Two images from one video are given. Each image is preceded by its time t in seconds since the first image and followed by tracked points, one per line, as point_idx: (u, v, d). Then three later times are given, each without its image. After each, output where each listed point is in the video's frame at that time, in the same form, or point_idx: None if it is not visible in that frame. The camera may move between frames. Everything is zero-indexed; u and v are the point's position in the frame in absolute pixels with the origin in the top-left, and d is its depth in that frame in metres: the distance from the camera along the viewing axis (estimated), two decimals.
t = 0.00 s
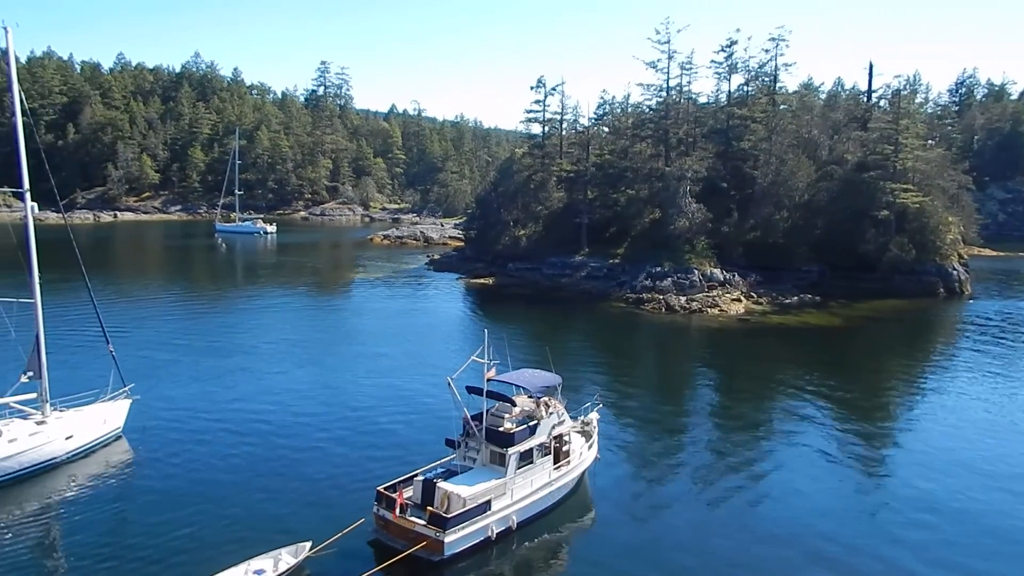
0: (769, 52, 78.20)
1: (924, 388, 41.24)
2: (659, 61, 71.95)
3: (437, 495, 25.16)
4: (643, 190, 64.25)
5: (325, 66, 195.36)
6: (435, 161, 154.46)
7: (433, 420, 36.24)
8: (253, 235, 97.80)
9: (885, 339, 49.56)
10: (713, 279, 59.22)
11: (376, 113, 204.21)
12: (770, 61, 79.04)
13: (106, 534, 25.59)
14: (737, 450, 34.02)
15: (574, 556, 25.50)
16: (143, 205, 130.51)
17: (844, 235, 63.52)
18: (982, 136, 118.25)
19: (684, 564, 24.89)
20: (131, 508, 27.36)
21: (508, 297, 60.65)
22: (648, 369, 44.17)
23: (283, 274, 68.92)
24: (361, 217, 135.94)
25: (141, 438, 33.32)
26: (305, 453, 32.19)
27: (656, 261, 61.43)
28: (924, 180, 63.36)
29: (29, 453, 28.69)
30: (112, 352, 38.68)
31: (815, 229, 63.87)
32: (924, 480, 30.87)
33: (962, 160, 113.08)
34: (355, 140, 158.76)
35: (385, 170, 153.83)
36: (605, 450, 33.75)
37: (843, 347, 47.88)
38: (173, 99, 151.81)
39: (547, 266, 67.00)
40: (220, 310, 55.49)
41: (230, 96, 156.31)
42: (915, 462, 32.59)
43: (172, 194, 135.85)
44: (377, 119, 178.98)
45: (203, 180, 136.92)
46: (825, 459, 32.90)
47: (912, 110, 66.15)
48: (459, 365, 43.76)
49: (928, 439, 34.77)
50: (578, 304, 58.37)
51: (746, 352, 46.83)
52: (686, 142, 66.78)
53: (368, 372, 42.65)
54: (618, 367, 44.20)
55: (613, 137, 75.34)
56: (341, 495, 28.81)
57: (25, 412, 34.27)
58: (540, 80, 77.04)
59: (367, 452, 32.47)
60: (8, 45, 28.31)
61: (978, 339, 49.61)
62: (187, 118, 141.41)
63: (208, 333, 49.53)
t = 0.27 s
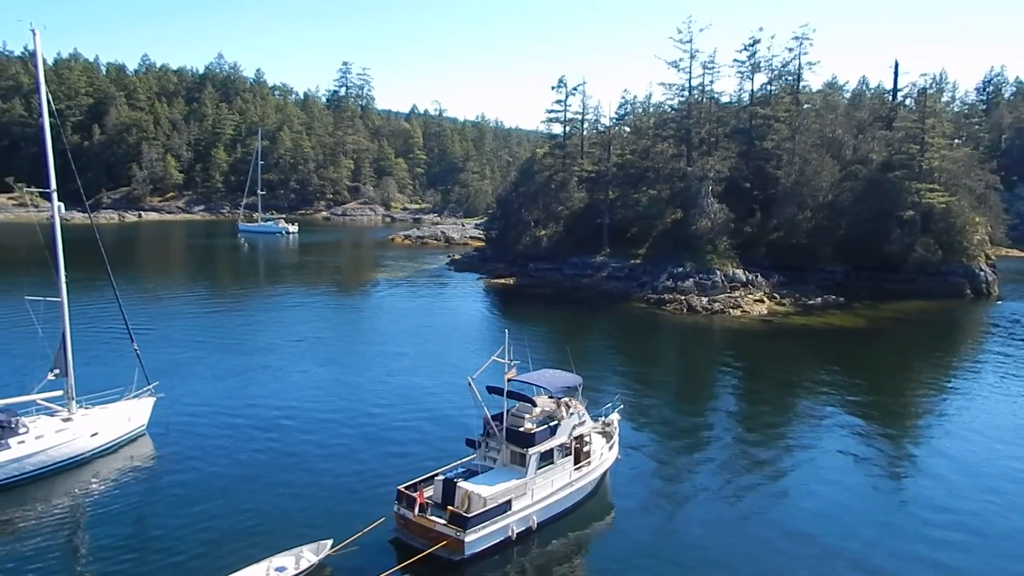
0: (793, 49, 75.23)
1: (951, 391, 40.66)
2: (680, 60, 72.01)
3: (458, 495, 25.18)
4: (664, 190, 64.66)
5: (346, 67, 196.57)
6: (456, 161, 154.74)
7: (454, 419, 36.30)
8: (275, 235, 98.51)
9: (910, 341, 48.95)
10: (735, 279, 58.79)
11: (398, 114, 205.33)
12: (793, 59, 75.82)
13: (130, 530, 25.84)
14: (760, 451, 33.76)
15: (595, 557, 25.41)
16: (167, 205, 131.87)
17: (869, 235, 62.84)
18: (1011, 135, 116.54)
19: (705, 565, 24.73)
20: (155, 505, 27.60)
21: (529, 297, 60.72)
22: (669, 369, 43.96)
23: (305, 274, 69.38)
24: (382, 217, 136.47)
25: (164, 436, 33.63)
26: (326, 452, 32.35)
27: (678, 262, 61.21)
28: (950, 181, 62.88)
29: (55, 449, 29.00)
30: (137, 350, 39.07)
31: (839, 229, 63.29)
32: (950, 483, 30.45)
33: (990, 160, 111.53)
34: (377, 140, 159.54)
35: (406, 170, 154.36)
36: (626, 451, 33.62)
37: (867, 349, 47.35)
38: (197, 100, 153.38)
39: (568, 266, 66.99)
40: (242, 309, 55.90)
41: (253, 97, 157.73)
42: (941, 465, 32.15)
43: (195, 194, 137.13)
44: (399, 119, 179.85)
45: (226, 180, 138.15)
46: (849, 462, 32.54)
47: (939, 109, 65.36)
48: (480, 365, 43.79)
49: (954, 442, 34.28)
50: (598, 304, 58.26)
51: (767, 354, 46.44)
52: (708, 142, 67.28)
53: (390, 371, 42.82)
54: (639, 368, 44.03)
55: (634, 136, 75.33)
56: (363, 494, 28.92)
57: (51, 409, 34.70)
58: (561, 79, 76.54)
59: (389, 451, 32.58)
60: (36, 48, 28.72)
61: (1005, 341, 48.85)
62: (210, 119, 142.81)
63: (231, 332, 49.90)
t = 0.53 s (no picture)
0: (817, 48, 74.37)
1: (979, 395, 40.00)
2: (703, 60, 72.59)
3: (478, 495, 25.15)
4: (686, 191, 64.96)
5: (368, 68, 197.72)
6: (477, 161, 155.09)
7: (475, 420, 36.31)
8: (297, 235, 99.25)
9: (937, 345, 48.24)
10: (758, 280, 58.32)
11: (419, 114, 206.26)
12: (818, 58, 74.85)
13: (154, 527, 26.09)
14: (783, 455, 33.39)
15: (615, 559, 25.27)
16: (191, 205, 133.29)
17: (894, 236, 62.32)
18: None
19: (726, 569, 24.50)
20: (178, 502, 27.85)
21: (550, 297, 60.69)
22: (691, 372, 43.66)
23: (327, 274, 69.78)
24: (403, 217, 137.00)
25: (188, 433, 33.94)
26: (347, 451, 32.46)
27: (700, 263, 60.84)
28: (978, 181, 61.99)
29: (81, 446, 29.33)
30: (161, 349, 39.45)
31: (865, 230, 62.38)
32: (978, 489, 29.95)
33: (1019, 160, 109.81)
34: (398, 141, 160.29)
35: (428, 170, 154.87)
36: (647, 453, 33.42)
37: (892, 352, 46.72)
38: (221, 102, 154.99)
39: (589, 267, 66.89)
40: (265, 308, 56.31)
41: (276, 98, 159.08)
42: (968, 471, 31.62)
43: (219, 195, 138.44)
44: (420, 120, 180.58)
45: (249, 181, 139.35)
46: (874, 466, 32.10)
47: (966, 109, 64.52)
48: (501, 366, 43.76)
49: (982, 448, 33.71)
50: (619, 305, 58.06)
51: (791, 356, 45.97)
52: (732, 142, 67.07)
53: (411, 371, 42.93)
54: (660, 369, 43.78)
55: (656, 137, 75.11)
56: (383, 493, 28.98)
57: (78, 407, 35.14)
58: (584, 80, 77.87)
59: (410, 451, 32.63)
60: (65, 50, 29.11)
61: None
62: (234, 120, 144.19)
63: (253, 331, 50.28)
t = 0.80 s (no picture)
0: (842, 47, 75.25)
1: (1007, 399, 39.34)
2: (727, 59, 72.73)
3: (498, 495, 25.13)
4: (709, 191, 64.76)
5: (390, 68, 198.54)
6: (498, 161, 155.41)
7: (495, 419, 36.29)
8: (319, 235, 99.83)
9: (964, 347, 47.54)
10: (782, 281, 57.88)
11: (440, 114, 206.92)
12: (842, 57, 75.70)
13: (177, 524, 26.31)
14: (806, 456, 33.06)
15: (635, 561, 25.09)
16: (215, 205, 134.50)
17: (922, 237, 61.21)
18: None
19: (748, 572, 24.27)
20: (201, 500, 28.07)
21: (571, 297, 60.59)
22: (712, 373, 43.34)
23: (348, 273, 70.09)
24: (424, 217, 137.44)
25: (211, 431, 34.21)
26: (367, 449, 32.56)
27: (722, 264, 60.47)
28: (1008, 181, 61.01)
29: (107, 443, 29.64)
30: (184, 347, 39.82)
31: (890, 231, 61.12)
32: (1006, 495, 29.45)
33: None
34: (420, 141, 160.92)
35: (448, 170, 155.29)
36: (668, 454, 33.21)
37: (918, 354, 46.10)
38: (244, 102, 156.32)
39: (611, 267, 66.75)
40: (287, 307, 56.68)
41: (298, 98, 160.24)
42: (996, 476, 31.14)
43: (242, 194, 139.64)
44: (441, 120, 181.17)
45: (272, 180, 140.28)
46: (899, 470, 31.68)
47: (995, 108, 63.59)
48: (521, 366, 43.68)
49: (1011, 453, 33.16)
50: (641, 305, 57.83)
51: (815, 358, 45.53)
52: (755, 142, 66.49)
53: (432, 371, 43.00)
54: (682, 370, 43.50)
55: (678, 136, 74.87)
56: (403, 492, 29.03)
57: (103, 404, 35.53)
58: (606, 80, 78.52)
59: (431, 450, 32.68)
60: (92, 52, 29.42)
61: None
62: (257, 120, 145.42)
63: (276, 330, 50.61)
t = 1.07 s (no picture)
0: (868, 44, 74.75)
1: None
2: (750, 56, 72.23)
3: (519, 494, 25.11)
4: (732, 190, 63.98)
5: (411, 68, 199.18)
6: (520, 160, 155.44)
7: (516, 418, 36.27)
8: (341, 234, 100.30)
9: (992, 348, 46.78)
10: (806, 280, 57.32)
11: (461, 114, 207.23)
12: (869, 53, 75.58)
13: (200, 520, 26.54)
14: (830, 458, 32.69)
15: (656, 561, 24.96)
16: (238, 204, 135.62)
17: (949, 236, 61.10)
18: None
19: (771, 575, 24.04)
20: (223, 496, 28.30)
21: (592, 296, 60.46)
22: (735, 373, 43.01)
23: (369, 272, 70.39)
24: (445, 216, 137.64)
25: (233, 428, 34.47)
26: (388, 447, 32.65)
27: (745, 263, 60.14)
28: None
29: (131, 439, 29.97)
30: (208, 344, 40.17)
31: (916, 229, 60.82)
32: None
33: None
34: (441, 140, 161.25)
35: (469, 169, 155.40)
36: (690, 454, 32.99)
37: (945, 355, 45.43)
38: (267, 102, 157.51)
39: (632, 266, 66.53)
40: (309, 306, 56.98)
41: (320, 98, 161.17)
42: None
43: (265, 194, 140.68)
44: (463, 119, 181.44)
45: (294, 180, 141.15)
46: (926, 472, 31.22)
47: None
48: (542, 365, 43.59)
49: None
50: (662, 304, 57.56)
51: (838, 358, 45.09)
52: (779, 140, 66.25)
53: (453, 369, 43.04)
54: (704, 370, 43.20)
55: (701, 134, 74.33)
56: (425, 490, 29.09)
57: (128, 401, 35.95)
58: (628, 78, 79.06)
59: (453, 448, 32.73)
60: (118, 53, 29.72)
61: None
62: (280, 120, 146.46)
63: (298, 328, 50.90)
